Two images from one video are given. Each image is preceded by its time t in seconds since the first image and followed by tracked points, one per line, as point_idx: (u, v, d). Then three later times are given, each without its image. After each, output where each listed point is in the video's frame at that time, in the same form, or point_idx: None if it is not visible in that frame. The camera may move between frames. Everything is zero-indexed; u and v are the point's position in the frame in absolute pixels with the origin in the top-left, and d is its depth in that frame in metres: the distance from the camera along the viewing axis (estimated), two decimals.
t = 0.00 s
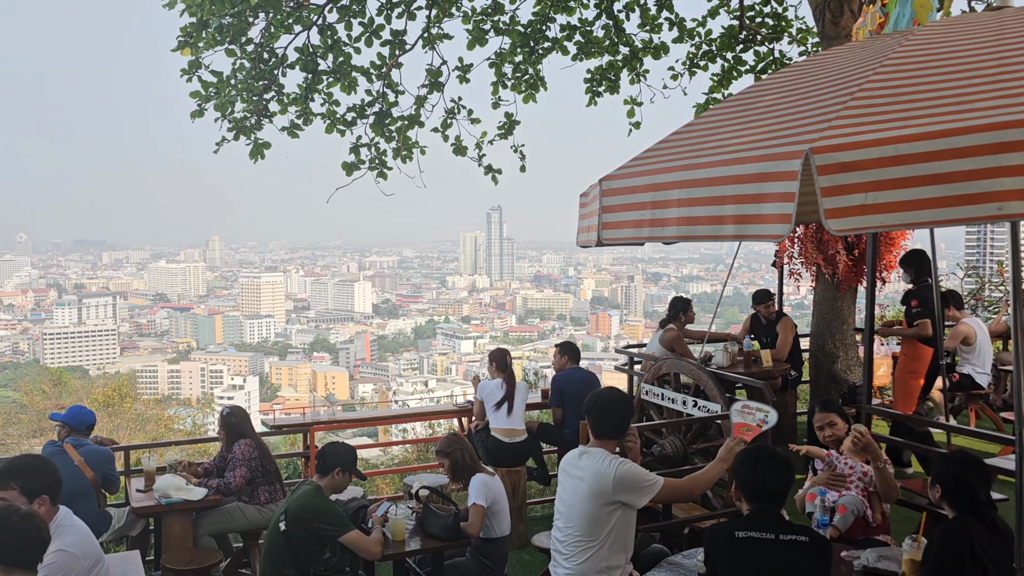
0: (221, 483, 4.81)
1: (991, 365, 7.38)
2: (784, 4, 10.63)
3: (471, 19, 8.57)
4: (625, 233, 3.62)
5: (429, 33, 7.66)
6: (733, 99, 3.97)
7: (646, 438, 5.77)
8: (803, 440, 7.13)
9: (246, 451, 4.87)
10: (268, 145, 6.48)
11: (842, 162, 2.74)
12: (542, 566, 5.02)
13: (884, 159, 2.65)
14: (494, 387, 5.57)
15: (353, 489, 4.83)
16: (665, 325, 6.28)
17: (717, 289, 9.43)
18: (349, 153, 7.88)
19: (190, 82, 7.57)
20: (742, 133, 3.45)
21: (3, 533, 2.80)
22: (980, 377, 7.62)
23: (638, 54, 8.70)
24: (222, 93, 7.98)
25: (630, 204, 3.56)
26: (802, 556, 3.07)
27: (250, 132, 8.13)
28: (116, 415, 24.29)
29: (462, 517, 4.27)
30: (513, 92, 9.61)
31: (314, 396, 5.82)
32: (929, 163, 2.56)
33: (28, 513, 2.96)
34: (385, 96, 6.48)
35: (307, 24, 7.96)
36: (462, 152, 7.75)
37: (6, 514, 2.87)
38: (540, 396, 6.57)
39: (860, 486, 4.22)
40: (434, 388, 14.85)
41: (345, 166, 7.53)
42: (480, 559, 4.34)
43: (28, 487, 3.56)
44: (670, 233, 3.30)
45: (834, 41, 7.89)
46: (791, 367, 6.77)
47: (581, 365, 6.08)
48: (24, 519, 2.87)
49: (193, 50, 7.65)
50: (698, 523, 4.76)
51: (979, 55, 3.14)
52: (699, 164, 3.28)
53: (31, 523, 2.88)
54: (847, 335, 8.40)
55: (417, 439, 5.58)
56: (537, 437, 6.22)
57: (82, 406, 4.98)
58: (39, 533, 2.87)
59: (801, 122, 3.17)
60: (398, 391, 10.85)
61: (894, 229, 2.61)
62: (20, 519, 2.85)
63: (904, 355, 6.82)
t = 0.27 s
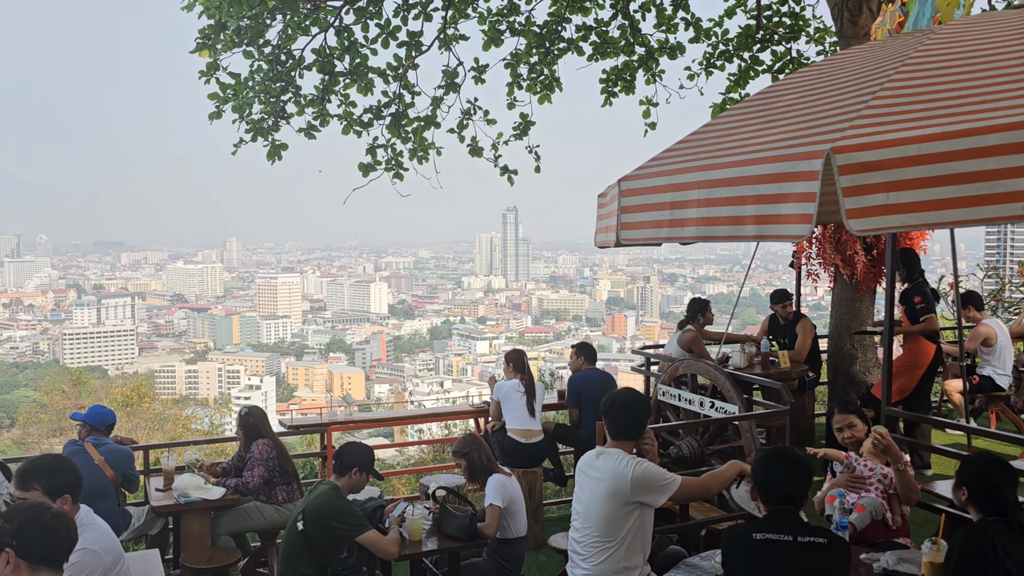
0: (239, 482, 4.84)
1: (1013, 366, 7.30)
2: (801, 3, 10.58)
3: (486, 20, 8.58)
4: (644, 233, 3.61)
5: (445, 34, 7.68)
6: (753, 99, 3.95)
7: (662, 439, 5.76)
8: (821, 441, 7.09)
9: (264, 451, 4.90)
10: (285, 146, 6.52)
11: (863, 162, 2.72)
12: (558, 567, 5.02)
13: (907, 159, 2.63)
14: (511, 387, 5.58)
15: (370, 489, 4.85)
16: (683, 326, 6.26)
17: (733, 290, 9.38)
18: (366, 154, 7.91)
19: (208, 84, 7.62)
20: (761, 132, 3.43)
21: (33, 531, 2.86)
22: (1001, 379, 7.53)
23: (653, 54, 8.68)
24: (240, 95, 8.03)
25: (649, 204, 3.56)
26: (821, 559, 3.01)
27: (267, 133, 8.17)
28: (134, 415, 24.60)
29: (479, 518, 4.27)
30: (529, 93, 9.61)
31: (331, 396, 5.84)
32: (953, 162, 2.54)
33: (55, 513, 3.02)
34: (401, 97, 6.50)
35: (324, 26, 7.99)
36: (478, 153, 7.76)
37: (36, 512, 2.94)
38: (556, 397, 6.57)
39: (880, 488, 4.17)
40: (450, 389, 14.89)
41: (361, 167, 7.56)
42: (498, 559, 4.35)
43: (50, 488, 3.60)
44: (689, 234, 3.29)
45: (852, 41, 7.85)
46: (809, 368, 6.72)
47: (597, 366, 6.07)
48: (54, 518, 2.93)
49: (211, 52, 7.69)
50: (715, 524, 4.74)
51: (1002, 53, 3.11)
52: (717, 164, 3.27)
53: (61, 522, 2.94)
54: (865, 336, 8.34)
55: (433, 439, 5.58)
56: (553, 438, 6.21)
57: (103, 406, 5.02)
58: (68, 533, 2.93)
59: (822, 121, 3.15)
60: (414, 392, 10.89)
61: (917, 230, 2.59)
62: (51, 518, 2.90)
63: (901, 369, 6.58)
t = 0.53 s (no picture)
0: (257, 482, 4.86)
1: None
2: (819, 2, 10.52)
3: (502, 21, 8.59)
4: (662, 234, 3.61)
5: (461, 35, 7.69)
6: (772, 99, 3.94)
7: (679, 440, 5.73)
8: (839, 443, 7.03)
9: (282, 451, 4.93)
10: (302, 148, 6.56)
11: (884, 162, 2.70)
12: (574, 568, 5.00)
13: (929, 158, 2.61)
14: (527, 388, 5.58)
15: (388, 490, 4.86)
16: (701, 326, 6.24)
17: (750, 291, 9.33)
18: (382, 155, 7.94)
19: (227, 87, 7.68)
20: (780, 132, 3.42)
21: (36, 535, 2.68)
22: None
23: (669, 54, 8.66)
24: (258, 97, 8.08)
25: (667, 204, 3.55)
26: (841, 563, 2.95)
27: (285, 135, 8.21)
28: (153, 415, 25.07)
29: (496, 518, 4.27)
30: (545, 94, 9.61)
31: (349, 396, 5.86)
32: (976, 161, 2.51)
33: (59, 507, 2.81)
34: (418, 99, 6.51)
35: (340, 28, 8.04)
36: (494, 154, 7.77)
37: (37, 513, 2.74)
38: (572, 398, 6.56)
39: (900, 490, 4.15)
40: (467, 390, 14.95)
41: (378, 168, 7.59)
42: (514, 559, 4.35)
43: (71, 488, 3.59)
44: (708, 234, 3.28)
45: (871, 40, 7.79)
46: (827, 369, 6.66)
47: (614, 367, 6.06)
48: (54, 516, 2.73)
49: (229, 54, 7.75)
50: (733, 526, 4.71)
51: None
52: (736, 164, 3.26)
53: (64, 519, 2.74)
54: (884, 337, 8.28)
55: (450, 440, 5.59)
56: (570, 439, 6.20)
57: (122, 405, 5.07)
58: (74, 530, 2.74)
59: (842, 121, 3.13)
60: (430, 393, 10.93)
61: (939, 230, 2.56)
62: (49, 519, 2.69)
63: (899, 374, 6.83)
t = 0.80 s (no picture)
0: (275, 481, 4.89)
1: None
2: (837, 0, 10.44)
3: (518, 21, 8.59)
4: (680, 234, 3.60)
5: (477, 36, 7.69)
6: (790, 98, 3.92)
7: (696, 441, 5.70)
8: (857, 445, 6.97)
9: (299, 450, 4.95)
10: (319, 150, 6.59)
11: (905, 161, 2.67)
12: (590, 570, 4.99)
13: (950, 158, 2.58)
14: (544, 388, 5.57)
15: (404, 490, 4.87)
16: (717, 327, 6.21)
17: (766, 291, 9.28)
18: (398, 156, 7.96)
19: (244, 89, 7.74)
20: (798, 132, 3.40)
21: (49, 538, 2.67)
22: None
23: (685, 54, 8.63)
24: (275, 98, 8.14)
25: (685, 204, 3.54)
26: (861, 565, 2.90)
27: (302, 136, 8.25)
28: (171, 414, 25.44)
29: (513, 519, 4.27)
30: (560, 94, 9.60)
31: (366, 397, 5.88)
32: (997, 161, 2.48)
33: (72, 506, 2.80)
34: (434, 100, 6.53)
35: (357, 29, 8.07)
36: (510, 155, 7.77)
37: (50, 515, 2.74)
38: (588, 398, 6.55)
39: (919, 493, 4.11)
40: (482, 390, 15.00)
41: (394, 169, 7.62)
42: (531, 560, 4.34)
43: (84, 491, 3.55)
44: (726, 234, 3.27)
45: (890, 38, 7.73)
46: (846, 370, 6.60)
47: (629, 368, 6.04)
48: (66, 517, 2.72)
49: (246, 56, 7.81)
50: (750, 528, 4.68)
51: None
52: (754, 164, 3.24)
53: (76, 519, 2.73)
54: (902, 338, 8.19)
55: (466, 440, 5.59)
56: (586, 439, 6.19)
57: (141, 405, 5.11)
58: (87, 531, 2.73)
59: (862, 121, 3.11)
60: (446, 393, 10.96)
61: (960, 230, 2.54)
62: (60, 521, 2.68)
63: (900, 376, 6.79)
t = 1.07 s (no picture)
0: (292, 479, 4.92)
1: None
2: None
3: (533, 20, 8.58)
4: (697, 233, 3.58)
5: (492, 35, 7.68)
6: (809, 96, 3.88)
7: (712, 441, 5.67)
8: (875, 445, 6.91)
9: (316, 449, 4.98)
10: (335, 149, 6.61)
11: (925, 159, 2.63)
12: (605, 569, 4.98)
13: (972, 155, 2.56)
14: (560, 388, 5.56)
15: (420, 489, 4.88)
16: (733, 327, 6.18)
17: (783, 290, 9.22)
18: (414, 156, 7.98)
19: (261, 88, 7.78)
20: (817, 130, 3.37)
21: (68, 535, 2.71)
22: None
23: (702, 51, 8.58)
24: (292, 98, 8.17)
25: (703, 204, 3.52)
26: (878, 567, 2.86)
27: (318, 136, 8.28)
28: (189, 413, 25.77)
29: (529, 518, 4.27)
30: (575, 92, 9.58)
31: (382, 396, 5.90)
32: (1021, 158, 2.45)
33: (91, 503, 2.84)
34: (449, 99, 6.53)
35: (373, 29, 8.08)
36: (525, 154, 7.76)
37: (68, 511, 2.78)
38: (604, 398, 6.53)
39: (939, 494, 4.07)
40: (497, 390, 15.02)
41: (409, 168, 7.63)
42: (547, 560, 4.34)
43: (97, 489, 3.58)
44: (744, 233, 3.24)
45: (910, 34, 7.65)
46: (864, 370, 6.54)
47: (644, 368, 6.03)
48: (86, 513, 2.76)
49: (263, 56, 7.84)
50: (767, 529, 4.65)
51: None
52: (773, 163, 3.22)
53: (95, 516, 2.77)
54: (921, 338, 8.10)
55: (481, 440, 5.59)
56: (601, 439, 6.17)
57: (160, 404, 5.15)
58: (106, 528, 2.76)
59: (882, 119, 3.08)
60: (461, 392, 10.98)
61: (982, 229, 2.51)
62: (79, 517, 2.72)
63: (907, 374, 6.55)
